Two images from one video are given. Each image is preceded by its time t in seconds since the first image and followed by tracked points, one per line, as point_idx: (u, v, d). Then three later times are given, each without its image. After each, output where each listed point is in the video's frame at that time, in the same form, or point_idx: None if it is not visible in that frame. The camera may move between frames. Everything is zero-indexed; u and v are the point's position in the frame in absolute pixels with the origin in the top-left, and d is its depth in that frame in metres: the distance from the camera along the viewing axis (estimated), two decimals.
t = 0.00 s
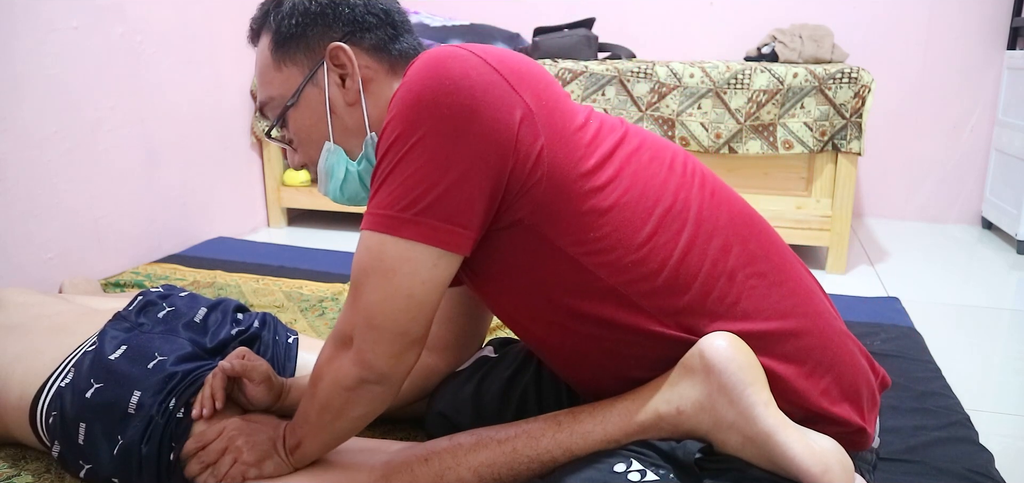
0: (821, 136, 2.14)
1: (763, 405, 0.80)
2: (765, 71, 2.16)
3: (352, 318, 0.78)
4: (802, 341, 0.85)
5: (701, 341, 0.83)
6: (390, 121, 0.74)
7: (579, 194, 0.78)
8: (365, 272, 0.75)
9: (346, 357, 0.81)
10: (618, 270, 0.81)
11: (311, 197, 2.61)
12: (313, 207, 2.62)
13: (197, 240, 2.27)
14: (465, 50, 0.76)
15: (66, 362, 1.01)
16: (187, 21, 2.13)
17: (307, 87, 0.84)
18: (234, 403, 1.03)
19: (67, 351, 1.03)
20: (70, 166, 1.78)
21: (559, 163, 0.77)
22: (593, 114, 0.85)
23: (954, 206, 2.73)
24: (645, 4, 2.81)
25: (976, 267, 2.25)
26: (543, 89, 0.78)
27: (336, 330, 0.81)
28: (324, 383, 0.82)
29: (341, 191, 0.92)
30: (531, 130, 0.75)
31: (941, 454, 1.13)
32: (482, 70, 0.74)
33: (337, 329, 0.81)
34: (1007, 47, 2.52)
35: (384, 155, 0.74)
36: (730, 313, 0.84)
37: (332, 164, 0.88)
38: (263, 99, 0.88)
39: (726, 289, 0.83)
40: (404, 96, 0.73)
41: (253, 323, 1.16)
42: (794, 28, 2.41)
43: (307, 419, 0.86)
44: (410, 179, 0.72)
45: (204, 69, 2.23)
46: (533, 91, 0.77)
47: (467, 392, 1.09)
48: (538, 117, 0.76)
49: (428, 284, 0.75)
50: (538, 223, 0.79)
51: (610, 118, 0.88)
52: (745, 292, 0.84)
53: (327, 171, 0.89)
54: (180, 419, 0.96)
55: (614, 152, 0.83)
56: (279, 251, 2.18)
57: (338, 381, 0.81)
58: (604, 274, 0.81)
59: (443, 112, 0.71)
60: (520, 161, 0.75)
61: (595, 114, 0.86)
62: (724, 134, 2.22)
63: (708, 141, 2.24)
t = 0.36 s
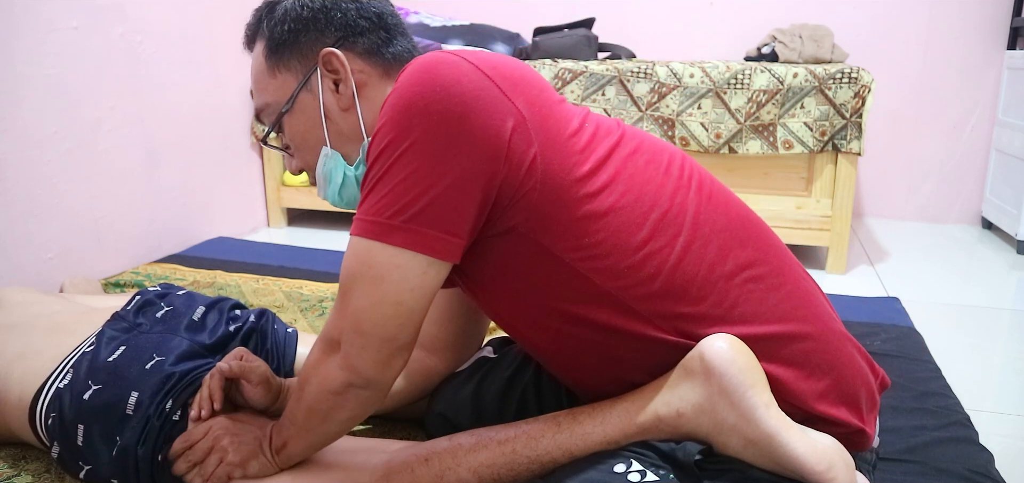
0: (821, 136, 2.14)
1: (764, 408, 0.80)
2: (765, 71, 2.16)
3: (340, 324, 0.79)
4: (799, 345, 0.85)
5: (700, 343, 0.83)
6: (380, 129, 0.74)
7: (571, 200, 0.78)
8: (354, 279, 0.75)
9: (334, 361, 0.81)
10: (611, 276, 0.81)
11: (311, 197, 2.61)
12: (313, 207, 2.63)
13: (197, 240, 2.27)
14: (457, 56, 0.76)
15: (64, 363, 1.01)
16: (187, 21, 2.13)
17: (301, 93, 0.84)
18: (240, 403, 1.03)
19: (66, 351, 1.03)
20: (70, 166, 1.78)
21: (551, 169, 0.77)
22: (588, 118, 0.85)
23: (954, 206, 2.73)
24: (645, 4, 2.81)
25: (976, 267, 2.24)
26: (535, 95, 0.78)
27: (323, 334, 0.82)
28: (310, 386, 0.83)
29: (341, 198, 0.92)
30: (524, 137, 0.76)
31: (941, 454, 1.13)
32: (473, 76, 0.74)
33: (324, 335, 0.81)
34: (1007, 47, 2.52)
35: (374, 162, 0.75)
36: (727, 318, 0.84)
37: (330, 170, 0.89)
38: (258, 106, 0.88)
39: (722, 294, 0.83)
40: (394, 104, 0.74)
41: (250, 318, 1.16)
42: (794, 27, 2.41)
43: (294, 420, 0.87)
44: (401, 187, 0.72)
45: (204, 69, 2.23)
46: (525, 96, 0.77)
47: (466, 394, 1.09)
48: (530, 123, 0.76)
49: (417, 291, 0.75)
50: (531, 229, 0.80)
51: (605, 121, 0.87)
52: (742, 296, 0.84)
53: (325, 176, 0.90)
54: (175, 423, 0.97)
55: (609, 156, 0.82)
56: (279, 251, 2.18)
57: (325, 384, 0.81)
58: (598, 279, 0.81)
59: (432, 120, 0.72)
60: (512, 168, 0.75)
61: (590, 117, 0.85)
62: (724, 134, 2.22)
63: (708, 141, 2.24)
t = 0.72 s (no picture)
0: (821, 136, 2.14)
1: (765, 408, 0.80)
2: (765, 71, 2.16)
3: (331, 329, 0.79)
4: (799, 348, 0.85)
5: (701, 344, 0.83)
6: (371, 142, 0.75)
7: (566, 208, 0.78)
8: (344, 288, 0.76)
9: (325, 363, 0.82)
10: (609, 283, 0.81)
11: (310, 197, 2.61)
12: (313, 207, 2.63)
13: (196, 240, 2.27)
14: (448, 68, 0.76)
15: (66, 362, 1.01)
16: (187, 21, 2.13)
17: (299, 98, 0.84)
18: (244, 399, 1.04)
19: (67, 351, 1.03)
20: (70, 166, 1.78)
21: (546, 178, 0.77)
22: (583, 122, 0.84)
23: (954, 206, 2.73)
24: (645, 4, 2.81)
25: (976, 267, 2.25)
26: (529, 103, 0.78)
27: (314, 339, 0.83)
28: (302, 387, 0.84)
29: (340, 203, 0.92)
30: (519, 146, 0.75)
31: (941, 454, 1.13)
32: (463, 87, 0.74)
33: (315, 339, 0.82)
34: (1007, 47, 2.53)
35: (365, 176, 0.75)
36: (727, 323, 0.84)
37: (328, 174, 0.89)
38: (258, 110, 0.88)
39: (721, 298, 0.83)
40: (384, 117, 0.74)
41: (251, 319, 1.16)
42: (794, 28, 2.41)
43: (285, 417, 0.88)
44: (392, 200, 0.73)
45: (204, 68, 2.23)
46: (519, 106, 0.77)
47: (466, 394, 1.09)
48: (524, 132, 0.76)
49: (406, 302, 0.75)
50: (527, 238, 0.80)
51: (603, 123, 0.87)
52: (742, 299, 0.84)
53: (324, 180, 0.89)
54: (171, 421, 0.97)
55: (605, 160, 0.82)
56: (279, 251, 2.18)
57: (316, 386, 0.82)
58: (596, 286, 0.81)
59: (423, 134, 0.72)
60: (507, 177, 0.75)
61: (586, 121, 0.85)
62: (724, 134, 2.22)
63: (708, 141, 2.24)
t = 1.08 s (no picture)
0: (821, 136, 2.14)
1: (765, 408, 0.80)
2: (765, 71, 2.16)
3: (325, 332, 0.79)
4: (799, 351, 0.85)
5: (701, 345, 0.83)
6: (366, 153, 0.74)
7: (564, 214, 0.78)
8: (340, 295, 0.76)
9: (318, 366, 0.82)
10: (608, 287, 0.81)
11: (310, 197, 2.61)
12: (313, 207, 2.63)
13: (196, 240, 2.27)
14: (445, 77, 0.75)
15: (65, 362, 1.01)
16: (187, 21, 2.13)
17: (332, 64, 0.81)
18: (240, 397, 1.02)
19: (67, 351, 1.03)
20: (70, 166, 1.78)
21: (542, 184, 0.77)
22: (579, 126, 0.84)
23: (954, 206, 2.73)
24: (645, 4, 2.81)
25: (976, 267, 2.25)
26: (526, 110, 0.78)
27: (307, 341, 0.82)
28: (292, 388, 0.84)
29: (339, 185, 0.86)
30: (516, 153, 0.75)
31: (941, 454, 1.13)
32: (460, 95, 0.74)
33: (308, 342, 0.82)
34: (1007, 48, 2.52)
35: (360, 186, 0.75)
36: (726, 325, 0.84)
37: (345, 150, 0.83)
38: (268, 69, 0.81)
39: (719, 301, 0.83)
40: (379, 128, 0.74)
41: (250, 319, 1.16)
42: (794, 28, 2.41)
43: (275, 416, 0.87)
44: (388, 210, 0.73)
45: (204, 68, 2.23)
46: (516, 113, 0.77)
47: (465, 395, 1.09)
48: (521, 139, 0.76)
49: (401, 309, 0.76)
50: (524, 245, 0.80)
51: (598, 127, 0.87)
52: (742, 302, 0.84)
53: (337, 156, 0.84)
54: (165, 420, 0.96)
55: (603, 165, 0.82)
56: (279, 251, 2.18)
57: (308, 388, 0.82)
58: (594, 290, 0.82)
59: (419, 145, 0.72)
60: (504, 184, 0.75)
61: (582, 125, 0.85)
62: (724, 134, 2.22)
63: (708, 141, 2.24)
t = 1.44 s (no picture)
0: (821, 136, 2.14)
1: (765, 408, 0.80)
2: (765, 71, 2.16)
3: (317, 338, 0.79)
4: (800, 350, 0.85)
5: (700, 345, 0.83)
6: (364, 168, 0.75)
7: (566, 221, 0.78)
8: (335, 304, 0.76)
9: (307, 372, 0.82)
10: (610, 293, 0.81)
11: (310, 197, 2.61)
12: (313, 207, 2.63)
13: (196, 240, 2.27)
14: (443, 89, 0.76)
15: (66, 362, 1.01)
16: (186, 21, 2.13)
17: (351, 45, 0.86)
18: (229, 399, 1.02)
19: (67, 350, 1.04)
20: (70, 166, 1.78)
21: (543, 191, 0.77)
22: (578, 131, 0.84)
23: (954, 206, 2.73)
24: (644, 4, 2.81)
25: (977, 267, 2.25)
26: (525, 118, 0.78)
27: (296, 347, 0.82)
28: (280, 393, 0.84)
29: (348, 159, 0.86)
30: (517, 161, 0.75)
31: (941, 454, 1.13)
32: (458, 106, 0.74)
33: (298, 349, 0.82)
34: (1007, 47, 2.52)
35: (359, 201, 0.75)
36: (726, 326, 0.83)
37: (360, 122, 0.84)
38: (289, 44, 0.85)
39: (720, 302, 0.83)
40: (378, 144, 0.74)
41: (250, 319, 1.16)
42: (794, 28, 2.41)
43: (259, 421, 0.87)
44: (389, 224, 0.73)
45: (204, 68, 2.22)
46: (515, 122, 0.77)
47: (464, 396, 1.09)
48: (521, 146, 0.76)
49: (395, 320, 0.76)
50: (526, 253, 0.80)
51: (596, 130, 0.87)
52: (743, 302, 0.84)
53: (351, 127, 0.84)
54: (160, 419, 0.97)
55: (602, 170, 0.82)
56: (279, 251, 2.18)
57: (297, 393, 0.82)
58: (597, 295, 0.82)
59: (418, 158, 0.72)
60: (505, 193, 0.75)
61: (580, 129, 0.85)
62: (724, 134, 2.22)
63: (708, 141, 2.24)
